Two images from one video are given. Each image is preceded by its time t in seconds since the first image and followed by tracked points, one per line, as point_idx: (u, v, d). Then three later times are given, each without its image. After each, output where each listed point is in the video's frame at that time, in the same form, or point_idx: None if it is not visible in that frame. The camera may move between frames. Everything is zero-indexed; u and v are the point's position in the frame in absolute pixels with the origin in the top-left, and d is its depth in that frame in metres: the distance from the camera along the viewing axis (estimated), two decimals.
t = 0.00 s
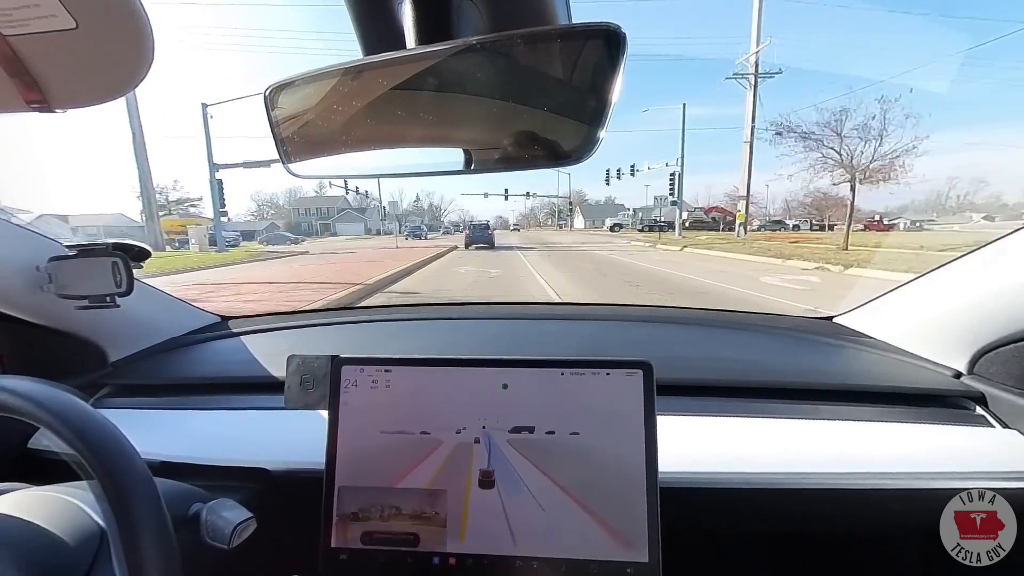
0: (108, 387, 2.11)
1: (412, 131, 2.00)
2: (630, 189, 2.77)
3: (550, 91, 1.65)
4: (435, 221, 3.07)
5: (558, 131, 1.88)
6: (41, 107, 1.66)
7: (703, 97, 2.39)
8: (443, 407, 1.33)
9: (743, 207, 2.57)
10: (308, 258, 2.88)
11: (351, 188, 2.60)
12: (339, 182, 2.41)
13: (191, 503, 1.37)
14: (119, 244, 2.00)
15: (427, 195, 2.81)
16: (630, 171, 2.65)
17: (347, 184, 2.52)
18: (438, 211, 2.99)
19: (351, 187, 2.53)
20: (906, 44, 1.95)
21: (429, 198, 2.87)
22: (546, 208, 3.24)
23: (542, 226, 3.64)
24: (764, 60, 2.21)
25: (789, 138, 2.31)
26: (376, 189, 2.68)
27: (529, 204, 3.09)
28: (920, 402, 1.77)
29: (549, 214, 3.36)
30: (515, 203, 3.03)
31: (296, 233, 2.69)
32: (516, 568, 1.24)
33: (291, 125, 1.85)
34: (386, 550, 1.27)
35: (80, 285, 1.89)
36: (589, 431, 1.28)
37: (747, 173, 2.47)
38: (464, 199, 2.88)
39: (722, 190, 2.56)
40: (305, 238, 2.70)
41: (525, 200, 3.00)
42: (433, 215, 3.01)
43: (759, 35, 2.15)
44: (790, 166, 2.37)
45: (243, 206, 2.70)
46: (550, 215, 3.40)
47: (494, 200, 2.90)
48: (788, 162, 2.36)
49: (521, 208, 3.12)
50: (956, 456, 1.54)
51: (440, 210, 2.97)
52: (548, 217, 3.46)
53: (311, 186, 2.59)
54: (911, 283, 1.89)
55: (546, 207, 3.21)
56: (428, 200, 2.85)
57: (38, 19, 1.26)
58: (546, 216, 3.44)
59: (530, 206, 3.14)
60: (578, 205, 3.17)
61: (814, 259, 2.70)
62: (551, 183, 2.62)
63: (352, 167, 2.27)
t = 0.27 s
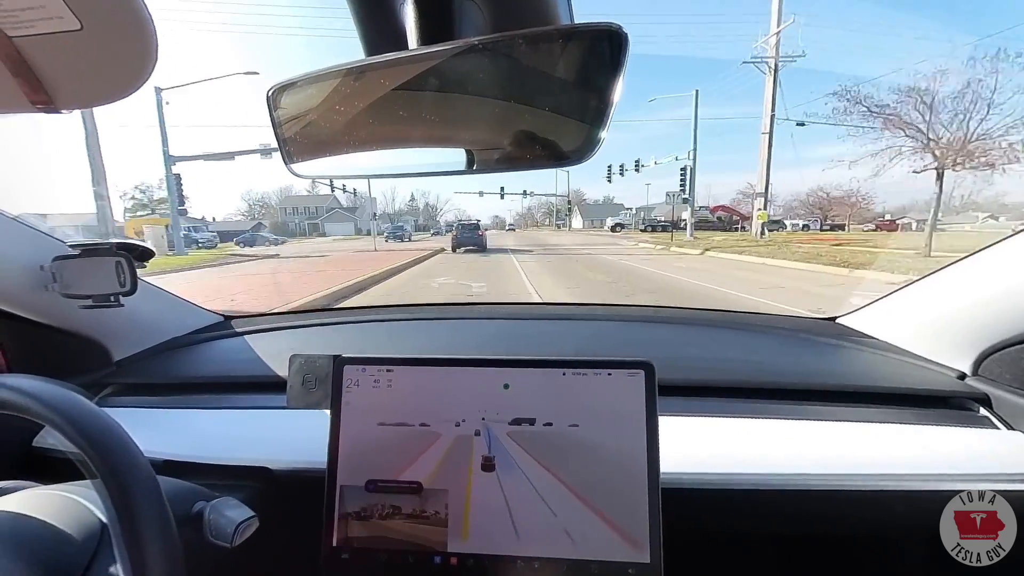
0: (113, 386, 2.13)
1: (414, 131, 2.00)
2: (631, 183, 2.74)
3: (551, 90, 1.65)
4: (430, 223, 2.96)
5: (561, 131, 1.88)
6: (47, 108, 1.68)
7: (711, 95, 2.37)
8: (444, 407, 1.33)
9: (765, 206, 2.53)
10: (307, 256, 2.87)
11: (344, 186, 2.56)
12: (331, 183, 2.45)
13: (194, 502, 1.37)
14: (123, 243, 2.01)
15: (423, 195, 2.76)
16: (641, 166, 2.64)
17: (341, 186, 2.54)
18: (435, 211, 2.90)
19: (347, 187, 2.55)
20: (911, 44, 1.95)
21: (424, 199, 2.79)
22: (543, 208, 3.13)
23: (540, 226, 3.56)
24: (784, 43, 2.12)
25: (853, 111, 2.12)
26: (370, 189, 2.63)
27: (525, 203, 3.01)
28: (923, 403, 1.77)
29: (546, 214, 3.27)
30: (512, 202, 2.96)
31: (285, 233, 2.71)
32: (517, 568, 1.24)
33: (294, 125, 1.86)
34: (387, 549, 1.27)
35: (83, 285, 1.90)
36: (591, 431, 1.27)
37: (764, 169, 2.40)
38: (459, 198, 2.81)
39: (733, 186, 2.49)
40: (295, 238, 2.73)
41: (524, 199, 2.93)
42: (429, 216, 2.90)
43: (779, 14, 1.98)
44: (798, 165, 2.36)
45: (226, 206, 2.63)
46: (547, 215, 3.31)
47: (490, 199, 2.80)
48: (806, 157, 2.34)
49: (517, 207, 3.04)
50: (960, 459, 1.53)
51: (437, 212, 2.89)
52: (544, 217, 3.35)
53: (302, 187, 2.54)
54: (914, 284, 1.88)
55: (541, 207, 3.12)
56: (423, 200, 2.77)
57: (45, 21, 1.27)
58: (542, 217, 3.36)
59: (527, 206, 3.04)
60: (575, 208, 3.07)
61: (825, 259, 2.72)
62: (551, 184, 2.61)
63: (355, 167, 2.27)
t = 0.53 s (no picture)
0: (112, 385, 2.13)
1: (415, 132, 2.00)
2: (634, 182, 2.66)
3: (552, 91, 1.65)
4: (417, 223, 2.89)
5: (562, 132, 1.88)
6: (48, 107, 1.68)
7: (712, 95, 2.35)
8: (443, 408, 1.33)
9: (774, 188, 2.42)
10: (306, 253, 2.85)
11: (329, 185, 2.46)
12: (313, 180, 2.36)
13: (193, 500, 1.37)
14: (123, 242, 2.00)
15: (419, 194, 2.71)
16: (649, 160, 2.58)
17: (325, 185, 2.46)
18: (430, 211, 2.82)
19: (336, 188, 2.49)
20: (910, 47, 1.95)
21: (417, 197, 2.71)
22: (542, 206, 3.08)
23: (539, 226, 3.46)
24: (816, 21, 2.10)
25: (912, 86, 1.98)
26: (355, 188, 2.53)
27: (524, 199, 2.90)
28: (923, 406, 1.77)
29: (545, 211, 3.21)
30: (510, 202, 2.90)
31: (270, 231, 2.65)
32: (516, 568, 1.24)
33: (294, 125, 1.86)
34: (386, 550, 1.27)
35: (83, 283, 1.90)
36: (590, 433, 1.27)
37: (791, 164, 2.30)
38: (455, 197, 2.68)
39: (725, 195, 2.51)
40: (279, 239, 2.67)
41: (524, 198, 2.89)
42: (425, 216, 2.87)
43: None
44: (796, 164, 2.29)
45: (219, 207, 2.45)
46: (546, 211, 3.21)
47: (485, 198, 2.69)
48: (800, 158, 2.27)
49: (515, 205, 2.99)
50: (960, 462, 1.53)
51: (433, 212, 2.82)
52: (543, 216, 3.29)
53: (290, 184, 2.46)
54: (914, 288, 1.88)
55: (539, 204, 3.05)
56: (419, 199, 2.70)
57: (44, 20, 1.27)
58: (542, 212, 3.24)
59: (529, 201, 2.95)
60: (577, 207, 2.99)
61: (821, 260, 2.66)
62: (550, 184, 2.60)
63: (356, 167, 2.27)
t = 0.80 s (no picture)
0: (111, 384, 2.12)
1: (415, 130, 2.00)
2: (635, 180, 2.64)
3: (551, 88, 1.65)
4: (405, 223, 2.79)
5: (562, 130, 1.88)
6: (46, 105, 1.67)
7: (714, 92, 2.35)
8: (443, 406, 1.33)
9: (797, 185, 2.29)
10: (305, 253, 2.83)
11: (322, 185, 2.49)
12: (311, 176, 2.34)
13: (193, 499, 1.37)
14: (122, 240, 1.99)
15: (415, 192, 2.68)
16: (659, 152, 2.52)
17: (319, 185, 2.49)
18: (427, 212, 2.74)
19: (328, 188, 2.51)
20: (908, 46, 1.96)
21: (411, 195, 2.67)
22: (541, 206, 3.17)
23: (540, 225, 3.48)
24: None
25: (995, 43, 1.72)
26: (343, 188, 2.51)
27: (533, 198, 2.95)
28: (921, 403, 1.78)
29: (544, 209, 3.24)
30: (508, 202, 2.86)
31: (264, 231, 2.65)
32: (516, 566, 1.24)
33: (292, 123, 1.85)
34: (385, 548, 1.28)
35: (82, 282, 1.91)
36: (589, 431, 1.28)
37: (825, 151, 2.15)
38: (450, 197, 2.65)
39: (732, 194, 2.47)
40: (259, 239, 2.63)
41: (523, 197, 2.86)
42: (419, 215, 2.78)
43: None
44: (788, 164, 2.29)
45: (209, 207, 2.39)
46: (547, 208, 3.23)
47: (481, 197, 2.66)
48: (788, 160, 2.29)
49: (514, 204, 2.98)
50: (959, 459, 1.54)
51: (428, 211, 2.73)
52: (544, 215, 3.34)
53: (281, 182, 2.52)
54: (913, 284, 1.89)
55: (541, 204, 3.15)
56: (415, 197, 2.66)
57: (40, 18, 1.26)
58: (542, 210, 3.24)
59: (534, 199, 2.97)
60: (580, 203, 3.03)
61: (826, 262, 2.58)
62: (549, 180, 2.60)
63: (355, 165, 2.27)
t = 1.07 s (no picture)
0: (108, 384, 2.10)
1: (414, 130, 1.99)
2: (640, 178, 2.68)
3: (550, 88, 1.65)
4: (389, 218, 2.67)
5: (560, 130, 1.88)
6: (41, 105, 1.67)
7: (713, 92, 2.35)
8: (441, 406, 1.33)
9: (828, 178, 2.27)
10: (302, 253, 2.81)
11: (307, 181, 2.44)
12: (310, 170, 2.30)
13: (191, 500, 1.37)
14: (119, 241, 2.01)
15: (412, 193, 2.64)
16: (675, 144, 2.53)
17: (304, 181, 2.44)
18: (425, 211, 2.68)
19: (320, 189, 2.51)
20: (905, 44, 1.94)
21: (406, 194, 2.62)
22: (541, 206, 3.08)
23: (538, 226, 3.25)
24: None
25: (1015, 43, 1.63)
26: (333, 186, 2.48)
27: (539, 199, 2.97)
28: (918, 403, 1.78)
29: (544, 210, 3.14)
30: (507, 201, 2.83)
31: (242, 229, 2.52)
32: (514, 567, 1.24)
33: (291, 123, 1.85)
34: (383, 548, 1.27)
35: (79, 283, 1.90)
36: (588, 431, 1.28)
37: (874, 142, 2.06)
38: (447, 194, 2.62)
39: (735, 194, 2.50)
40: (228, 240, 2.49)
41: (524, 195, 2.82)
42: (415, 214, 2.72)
43: None
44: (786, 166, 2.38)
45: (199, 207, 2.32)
46: (545, 208, 3.13)
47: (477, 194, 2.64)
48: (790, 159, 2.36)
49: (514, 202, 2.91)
50: (957, 459, 1.54)
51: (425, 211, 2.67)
52: (544, 216, 3.18)
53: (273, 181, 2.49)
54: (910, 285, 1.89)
55: (541, 205, 3.08)
56: (411, 198, 2.62)
57: (37, 17, 1.26)
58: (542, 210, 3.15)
59: (541, 198, 2.96)
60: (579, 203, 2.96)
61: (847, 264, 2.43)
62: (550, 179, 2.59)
63: (354, 165, 2.26)
